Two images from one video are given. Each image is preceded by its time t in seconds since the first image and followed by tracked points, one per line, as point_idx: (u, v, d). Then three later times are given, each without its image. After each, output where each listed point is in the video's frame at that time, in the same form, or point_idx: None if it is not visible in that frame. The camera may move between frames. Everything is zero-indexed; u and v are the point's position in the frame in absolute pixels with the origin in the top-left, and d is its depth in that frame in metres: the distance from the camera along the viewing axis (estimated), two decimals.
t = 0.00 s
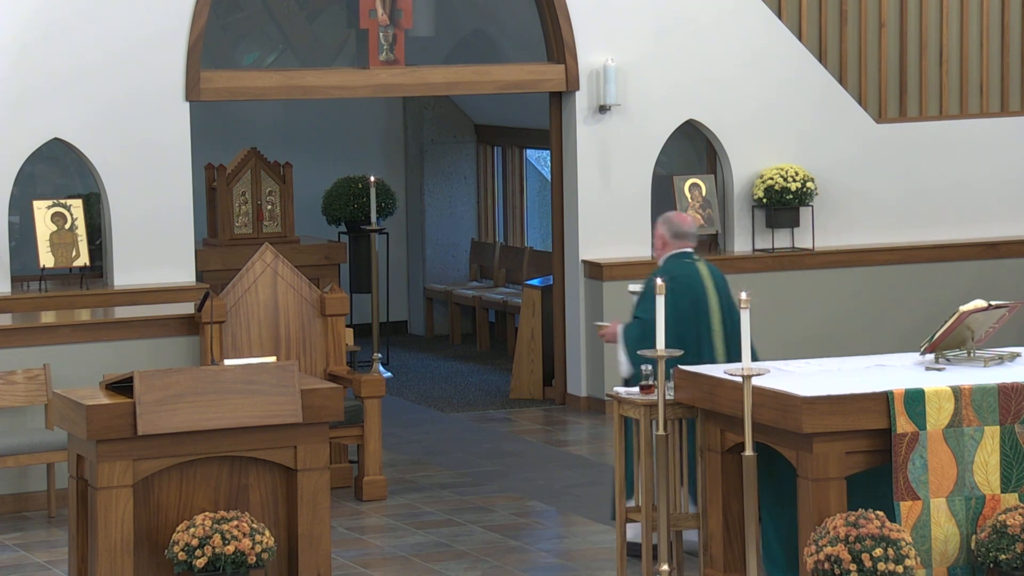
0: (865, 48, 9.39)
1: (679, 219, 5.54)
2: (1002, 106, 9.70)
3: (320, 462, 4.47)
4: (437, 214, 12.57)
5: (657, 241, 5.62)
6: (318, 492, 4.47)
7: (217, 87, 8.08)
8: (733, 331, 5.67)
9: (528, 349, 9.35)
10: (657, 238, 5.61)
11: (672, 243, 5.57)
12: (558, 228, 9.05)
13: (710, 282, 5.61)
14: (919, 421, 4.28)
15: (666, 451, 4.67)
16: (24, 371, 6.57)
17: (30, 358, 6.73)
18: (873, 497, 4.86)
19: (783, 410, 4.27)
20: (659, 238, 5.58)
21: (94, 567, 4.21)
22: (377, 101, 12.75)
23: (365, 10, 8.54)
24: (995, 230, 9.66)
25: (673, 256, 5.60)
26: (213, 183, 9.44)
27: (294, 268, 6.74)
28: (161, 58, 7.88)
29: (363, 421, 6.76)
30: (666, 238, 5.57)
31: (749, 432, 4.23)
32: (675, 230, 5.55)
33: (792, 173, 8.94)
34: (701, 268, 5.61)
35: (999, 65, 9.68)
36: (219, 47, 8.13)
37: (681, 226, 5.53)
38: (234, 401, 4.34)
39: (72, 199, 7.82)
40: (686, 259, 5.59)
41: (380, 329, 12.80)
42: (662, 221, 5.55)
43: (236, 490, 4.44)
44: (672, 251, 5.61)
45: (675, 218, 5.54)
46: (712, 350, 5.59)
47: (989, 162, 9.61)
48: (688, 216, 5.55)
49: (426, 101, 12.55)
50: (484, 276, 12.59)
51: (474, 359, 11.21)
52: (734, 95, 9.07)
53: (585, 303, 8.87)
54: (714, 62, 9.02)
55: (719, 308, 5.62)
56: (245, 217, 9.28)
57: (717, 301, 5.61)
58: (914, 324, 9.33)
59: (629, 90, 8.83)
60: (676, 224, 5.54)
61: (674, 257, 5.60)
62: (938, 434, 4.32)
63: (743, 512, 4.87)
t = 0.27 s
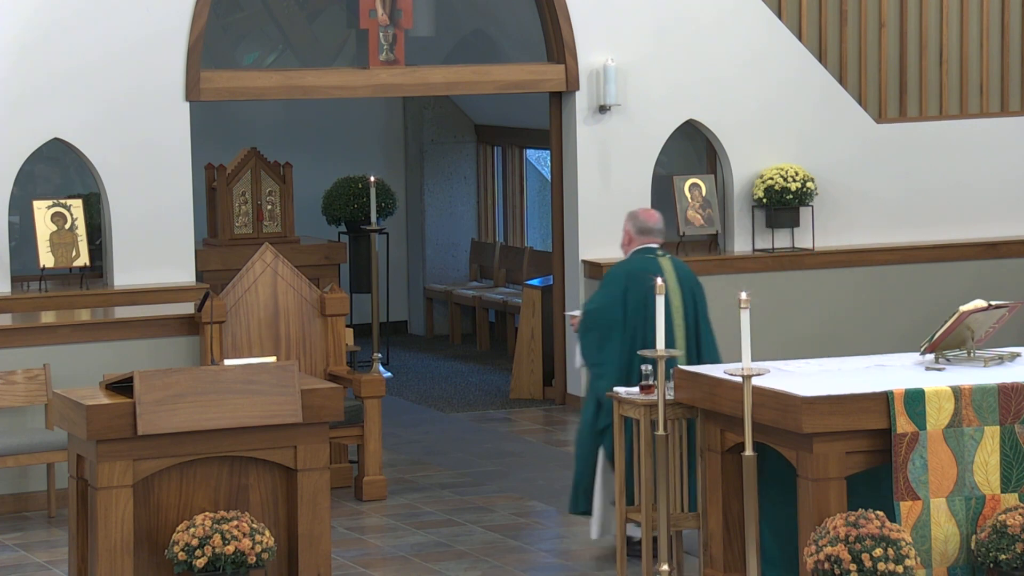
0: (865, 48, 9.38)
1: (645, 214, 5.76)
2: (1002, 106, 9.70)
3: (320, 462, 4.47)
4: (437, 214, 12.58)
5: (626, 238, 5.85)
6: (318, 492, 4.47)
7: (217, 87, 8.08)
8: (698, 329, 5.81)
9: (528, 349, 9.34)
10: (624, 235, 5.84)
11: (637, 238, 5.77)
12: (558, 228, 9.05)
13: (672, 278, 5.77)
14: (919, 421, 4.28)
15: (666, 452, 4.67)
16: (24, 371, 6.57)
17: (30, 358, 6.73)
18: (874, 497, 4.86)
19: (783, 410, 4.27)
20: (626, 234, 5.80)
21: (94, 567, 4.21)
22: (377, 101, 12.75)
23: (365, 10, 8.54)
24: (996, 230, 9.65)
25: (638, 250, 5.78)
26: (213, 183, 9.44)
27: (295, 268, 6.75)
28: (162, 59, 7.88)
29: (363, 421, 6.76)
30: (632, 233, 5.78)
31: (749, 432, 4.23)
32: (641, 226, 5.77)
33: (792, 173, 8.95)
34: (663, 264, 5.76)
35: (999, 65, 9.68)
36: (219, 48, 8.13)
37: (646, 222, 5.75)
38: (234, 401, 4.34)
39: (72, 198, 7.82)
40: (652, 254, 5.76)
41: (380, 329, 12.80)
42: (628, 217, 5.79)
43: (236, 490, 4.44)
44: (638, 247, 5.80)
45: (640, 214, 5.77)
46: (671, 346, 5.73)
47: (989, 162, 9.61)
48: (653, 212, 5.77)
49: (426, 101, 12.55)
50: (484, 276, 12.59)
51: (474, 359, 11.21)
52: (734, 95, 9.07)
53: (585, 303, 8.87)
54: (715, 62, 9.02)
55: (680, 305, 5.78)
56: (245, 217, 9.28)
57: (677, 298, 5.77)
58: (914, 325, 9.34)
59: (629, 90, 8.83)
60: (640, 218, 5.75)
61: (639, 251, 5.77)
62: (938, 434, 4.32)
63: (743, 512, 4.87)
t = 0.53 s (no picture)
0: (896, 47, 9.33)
1: (646, 217, 5.93)
2: None
3: (354, 462, 4.47)
4: (468, 214, 12.64)
5: (631, 236, 6.07)
6: (352, 492, 4.47)
7: (248, 87, 8.05)
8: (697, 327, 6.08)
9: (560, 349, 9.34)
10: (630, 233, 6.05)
11: (639, 239, 5.99)
12: (588, 229, 9.03)
13: (671, 278, 6.02)
14: (953, 421, 4.24)
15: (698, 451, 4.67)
16: (58, 370, 6.60)
17: (63, 357, 6.76)
18: (910, 498, 4.83)
19: (816, 411, 4.26)
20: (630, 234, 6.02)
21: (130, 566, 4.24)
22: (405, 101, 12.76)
23: (394, 10, 8.54)
24: None
25: (641, 251, 6.02)
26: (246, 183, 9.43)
27: (327, 268, 6.75)
28: (191, 54, 7.80)
29: (395, 420, 6.80)
30: (635, 234, 5.99)
31: (781, 432, 4.22)
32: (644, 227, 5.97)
33: (824, 173, 8.92)
34: (663, 264, 6.01)
35: None
36: (250, 48, 8.14)
37: (647, 225, 5.93)
38: (268, 400, 4.35)
39: (107, 200, 7.86)
40: (654, 255, 6.01)
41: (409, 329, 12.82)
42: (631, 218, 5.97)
43: (270, 489, 4.45)
44: (641, 246, 6.04)
45: (642, 216, 5.93)
46: (666, 342, 6.01)
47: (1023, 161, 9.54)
48: (655, 215, 5.92)
49: (456, 102, 12.68)
50: (517, 277, 12.61)
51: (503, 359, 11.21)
52: (765, 95, 9.05)
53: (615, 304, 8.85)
54: (745, 62, 9.00)
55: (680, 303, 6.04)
56: (277, 217, 9.32)
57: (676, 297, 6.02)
58: (948, 324, 9.30)
59: (658, 90, 8.82)
60: (641, 222, 5.94)
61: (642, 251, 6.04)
62: (973, 435, 4.28)
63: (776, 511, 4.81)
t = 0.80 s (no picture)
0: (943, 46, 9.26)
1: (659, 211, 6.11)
2: None
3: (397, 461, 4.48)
4: (511, 214, 12.62)
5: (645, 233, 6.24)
6: (395, 491, 4.48)
7: (292, 87, 8.09)
8: (711, 319, 6.19)
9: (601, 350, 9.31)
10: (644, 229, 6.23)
11: (653, 233, 6.16)
12: (630, 229, 9.01)
13: (686, 270, 6.13)
14: (1001, 423, 4.20)
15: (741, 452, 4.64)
16: (105, 368, 6.68)
17: (110, 357, 6.80)
18: (957, 500, 4.78)
19: (861, 411, 4.22)
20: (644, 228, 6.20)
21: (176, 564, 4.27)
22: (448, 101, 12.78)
23: (438, 10, 8.54)
24: None
25: (654, 244, 6.17)
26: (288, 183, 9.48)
27: (370, 268, 6.77)
28: (237, 55, 7.86)
29: (438, 421, 6.80)
30: (649, 228, 6.17)
31: (823, 433, 4.19)
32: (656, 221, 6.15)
33: (869, 173, 8.86)
34: (677, 257, 6.12)
35: None
36: (294, 48, 8.18)
37: (659, 217, 6.12)
38: (311, 400, 4.36)
39: (152, 198, 7.91)
40: (667, 247, 6.14)
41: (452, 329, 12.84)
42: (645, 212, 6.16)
43: (314, 488, 4.47)
44: (655, 241, 6.19)
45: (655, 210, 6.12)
46: (683, 336, 6.12)
47: None
48: (667, 209, 6.10)
49: (499, 102, 12.61)
50: (558, 277, 12.61)
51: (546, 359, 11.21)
52: (809, 94, 9.00)
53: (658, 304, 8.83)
54: (789, 61, 8.96)
55: (695, 295, 6.15)
56: (321, 217, 9.38)
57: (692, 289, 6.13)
58: (996, 326, 9.23)
59: (702, 90, 8.80)
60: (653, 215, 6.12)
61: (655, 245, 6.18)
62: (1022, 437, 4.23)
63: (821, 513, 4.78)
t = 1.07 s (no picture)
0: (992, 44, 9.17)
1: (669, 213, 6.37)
2: None
3: (440, 461, 4.48)
4: (555, 214, 12.62)
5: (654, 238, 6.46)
6: (438, 490, 4.48)
7: (337, 87, 8.11)
8: (719, 322, 6.37)
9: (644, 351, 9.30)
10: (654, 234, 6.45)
11: (662, 236, 6.38)
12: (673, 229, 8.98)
13: (692, 273, 6.34)
14: None
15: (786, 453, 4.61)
16: (150, 367, 6.73)
17: (155, 356, 6.85)
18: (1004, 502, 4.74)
19: (907, 412, 4.19)
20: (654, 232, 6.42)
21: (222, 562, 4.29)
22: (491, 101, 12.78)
23: (481, 10, 8.53)
24: None
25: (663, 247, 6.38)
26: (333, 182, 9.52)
27: (413, 267, 6.79)
28: (281, 56, 7.89)
29: (480, 420, 6.80)
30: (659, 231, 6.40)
31: (868, 435, 4.16)
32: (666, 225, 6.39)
33: (915, 173, 8.80)
34: (684, 260, 6.34)
35: None
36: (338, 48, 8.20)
37: (669, 220, 6.36)
38: (355, 399, 4.37)
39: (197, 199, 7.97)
40: (675, 251, 6.36)
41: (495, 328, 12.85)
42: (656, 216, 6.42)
43: (357, 487, 4.48)
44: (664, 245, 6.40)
45: (665, 213, 6.38)
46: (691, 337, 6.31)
47: None
48: (677, 212, 6.36)
49: (542, 102, 12.61)
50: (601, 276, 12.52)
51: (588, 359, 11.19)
52: (854, 93, 8.94)
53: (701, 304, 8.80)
54: (833, 60, 8.90)
55: (702, 297, 6.34)
56: (364, 218, 9.39)
57: (699, 291, 6.32)
58: None
59: (746, 90, 8.76)
60: (663, 217, 6.37)
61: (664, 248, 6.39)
62: None
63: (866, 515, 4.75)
